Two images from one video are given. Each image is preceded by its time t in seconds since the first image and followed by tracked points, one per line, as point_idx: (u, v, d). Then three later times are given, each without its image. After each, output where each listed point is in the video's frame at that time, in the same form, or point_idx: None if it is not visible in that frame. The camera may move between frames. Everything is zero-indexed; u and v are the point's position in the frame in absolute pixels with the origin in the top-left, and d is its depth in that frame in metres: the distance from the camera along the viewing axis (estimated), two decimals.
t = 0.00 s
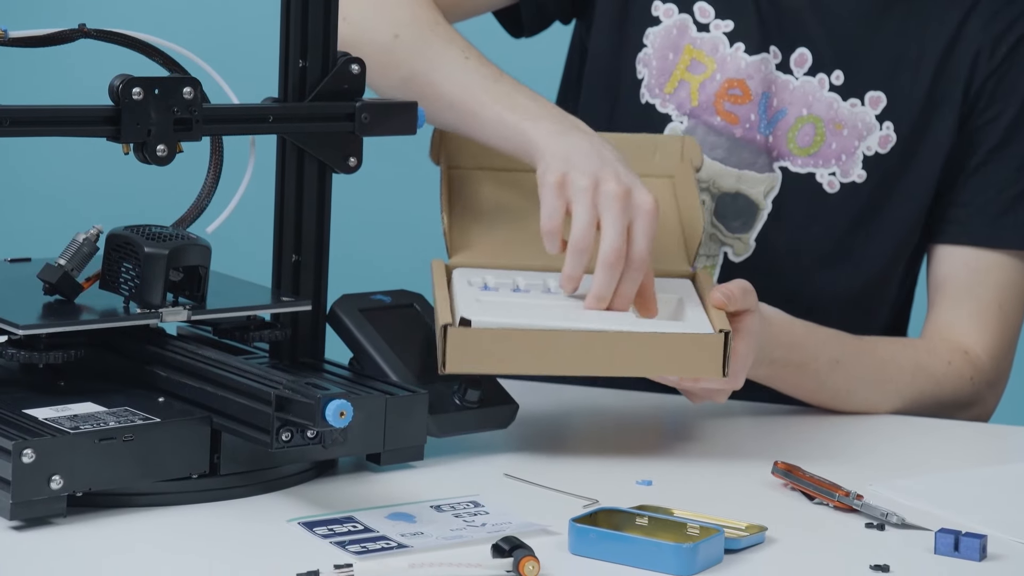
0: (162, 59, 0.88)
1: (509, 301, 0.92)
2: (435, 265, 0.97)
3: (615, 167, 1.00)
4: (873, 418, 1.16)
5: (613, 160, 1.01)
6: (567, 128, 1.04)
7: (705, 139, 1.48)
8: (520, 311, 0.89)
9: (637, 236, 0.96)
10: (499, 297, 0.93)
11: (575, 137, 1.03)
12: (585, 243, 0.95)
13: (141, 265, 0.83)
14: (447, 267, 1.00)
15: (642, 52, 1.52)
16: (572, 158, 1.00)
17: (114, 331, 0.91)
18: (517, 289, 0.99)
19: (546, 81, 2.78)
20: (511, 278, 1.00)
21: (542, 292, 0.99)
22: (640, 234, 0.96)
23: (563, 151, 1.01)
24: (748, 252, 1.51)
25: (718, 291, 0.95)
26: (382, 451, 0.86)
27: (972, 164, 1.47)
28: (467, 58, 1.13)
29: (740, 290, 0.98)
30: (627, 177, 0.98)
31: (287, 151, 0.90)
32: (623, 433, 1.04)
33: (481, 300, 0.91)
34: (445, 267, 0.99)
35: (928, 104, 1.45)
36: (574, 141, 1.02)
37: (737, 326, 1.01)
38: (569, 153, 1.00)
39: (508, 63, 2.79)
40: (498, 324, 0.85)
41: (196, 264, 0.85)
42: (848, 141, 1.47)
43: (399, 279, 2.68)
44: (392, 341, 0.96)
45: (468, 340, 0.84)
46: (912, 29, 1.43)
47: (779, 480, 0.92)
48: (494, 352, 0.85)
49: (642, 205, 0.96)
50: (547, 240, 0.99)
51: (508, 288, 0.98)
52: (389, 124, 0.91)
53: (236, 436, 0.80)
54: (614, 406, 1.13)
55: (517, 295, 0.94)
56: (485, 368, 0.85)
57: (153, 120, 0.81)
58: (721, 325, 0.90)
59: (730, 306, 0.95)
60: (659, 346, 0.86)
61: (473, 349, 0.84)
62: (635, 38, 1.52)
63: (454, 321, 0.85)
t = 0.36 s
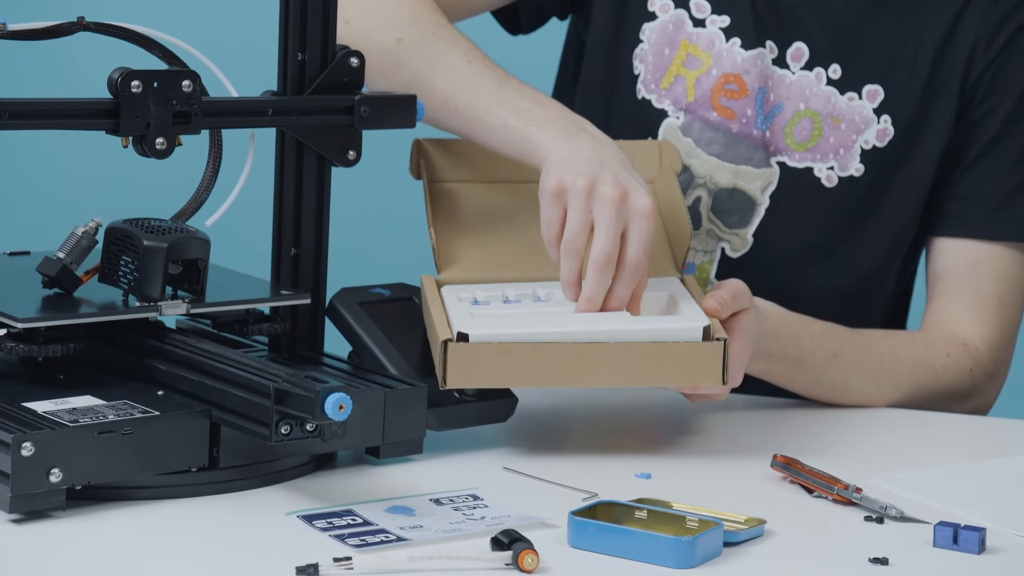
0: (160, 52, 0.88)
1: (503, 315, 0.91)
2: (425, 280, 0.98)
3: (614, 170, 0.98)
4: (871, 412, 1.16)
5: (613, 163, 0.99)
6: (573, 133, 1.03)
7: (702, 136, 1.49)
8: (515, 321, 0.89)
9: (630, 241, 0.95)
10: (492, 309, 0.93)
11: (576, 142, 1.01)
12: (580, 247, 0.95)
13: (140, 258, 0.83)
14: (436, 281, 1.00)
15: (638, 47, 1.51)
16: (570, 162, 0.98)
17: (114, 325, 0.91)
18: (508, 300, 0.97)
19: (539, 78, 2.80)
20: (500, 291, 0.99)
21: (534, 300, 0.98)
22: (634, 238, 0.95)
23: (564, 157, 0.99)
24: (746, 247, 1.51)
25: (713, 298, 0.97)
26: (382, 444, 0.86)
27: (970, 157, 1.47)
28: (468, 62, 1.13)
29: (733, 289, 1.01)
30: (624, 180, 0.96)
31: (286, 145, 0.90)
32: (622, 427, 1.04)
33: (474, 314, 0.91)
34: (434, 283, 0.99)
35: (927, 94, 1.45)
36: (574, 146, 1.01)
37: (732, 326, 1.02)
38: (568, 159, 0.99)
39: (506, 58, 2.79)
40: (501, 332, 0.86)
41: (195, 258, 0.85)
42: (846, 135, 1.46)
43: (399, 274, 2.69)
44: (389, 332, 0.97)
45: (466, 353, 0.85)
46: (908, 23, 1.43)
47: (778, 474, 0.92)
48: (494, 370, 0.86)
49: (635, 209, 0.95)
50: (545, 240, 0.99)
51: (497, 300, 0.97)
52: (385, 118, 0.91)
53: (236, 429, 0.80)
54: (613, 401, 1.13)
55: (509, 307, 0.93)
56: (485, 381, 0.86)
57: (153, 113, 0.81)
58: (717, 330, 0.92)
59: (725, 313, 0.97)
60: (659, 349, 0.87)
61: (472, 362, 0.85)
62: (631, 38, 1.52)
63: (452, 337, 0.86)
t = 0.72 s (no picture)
0: (160, 45, 0.88)
1: (501, 299, 0.91)
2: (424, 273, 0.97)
3: (615, 139, 0.98)
4: (871, 406, 1.16)
5: (613, 133, 0.99)
6: (573, 101, 1.05)
7: (699, 129, 1.49)
8: (513, 304, 0.88)
9: (631, 209, 0.94)
10: (488, 300, 0.91)
11: (577, 112, 1.02)
12: (581, 217, 0.95)
13: (140, 252, 0.83)
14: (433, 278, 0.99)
15: (635, 41, 1.53)
16: (570, 133, 0.98)
17: (114, 319, 0.91)
18: (506, 286, 0.96)
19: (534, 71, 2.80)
20: (497, 276, 0.98)
21: (532, 281, 0.97)
22: (635, 206, 0.94)
23: (564, 127, 1.00)
24: (743, 241, 1.52)
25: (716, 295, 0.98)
26: (381, 438, 0.86)
27: (966, 149, 1.47)
28: (464, 33, 1.14)
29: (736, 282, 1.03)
30: (625, 148, 0.96)
31: (286, 139, 0.90)
32: (621, 421, 1.04)
33: (473, 304, 0.90)
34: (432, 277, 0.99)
35: (924, 86, 1.45)
36: (574, 118, 1.01)
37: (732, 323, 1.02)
38: (568, 131, 0.99)
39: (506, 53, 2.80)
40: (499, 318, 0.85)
41: (195, 251, 0.85)
42: (842, 128, 1.47)
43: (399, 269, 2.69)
44: (388, 326, 0.97)
45: (468, 349, 0.84)
46: (904, 16, 1.44)
47: (777, 467, 0.92)
48: (495, 365, 0.85)
49: (635, 177, 0.95)
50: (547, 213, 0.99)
51: (496, 288, 0.96)
52: (383, 111, 0.91)
53: (235, 422, 0.80)
54: (613, 395, 1.13)
55: (507, 292, 0.93)
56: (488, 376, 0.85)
57: (152, 106, 0.80)
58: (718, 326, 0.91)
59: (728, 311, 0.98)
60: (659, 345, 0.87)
61: (471, 359, 0.85)
62: (628, 31, 1.53)
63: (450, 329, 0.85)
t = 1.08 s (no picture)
0: (159, 39, 0.87)
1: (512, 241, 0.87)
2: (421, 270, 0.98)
3: (608, 61, 0.93)
4: (870, 400, 1.16)
5: (606, 55, 0.95)
6: (562, 32, 1.01)
7: (695, 122, 1.50)
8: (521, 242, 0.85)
9: (634, 129, 0.90)
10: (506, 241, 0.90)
11: (567, 41, 0.98)
12: (587, 147, 0.92)
13: (139, 245, 0.83)
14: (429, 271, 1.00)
15: (631, 35, 1.54)
16: (563, 64, 0.94)
17: (112, 312, 0.91)
18: (520, 229, 0.94)
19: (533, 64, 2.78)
20: (512, 225, 0.97)
21: (547, 221, 0.95)
22: (638, 126, 0.90)
23: (556, 58, 0.96)
24: (740, 234, 1.52)
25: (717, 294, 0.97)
26: (381, 431, 0.86)
27: (963, 141, 1.47)
28: None
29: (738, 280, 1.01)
30: (618, 71, 0.92)
31: (285, 133, 0.90)
32: (621, 415, 1.04)
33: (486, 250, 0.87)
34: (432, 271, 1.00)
35: (920, 76, 1.46)
36: (564, 48, 0.97)
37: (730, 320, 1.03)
38: (560, 64, 0.95)
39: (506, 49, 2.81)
40: (527, 259, 0.78)
41: (194, 245, 0.85)
42: (838, 121, 1.48)
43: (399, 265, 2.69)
44: (387, 319, 0.97)
45: (465, 343, 0.85)
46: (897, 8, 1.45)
47: (776, 461, 0.92)
48: (489, 361, 0.86)
49: (633, 97, 0.91)
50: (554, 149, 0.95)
51: (513, 229, 0.96)
52: (382, 105, 0.91)
53: (234, 416, 0.80)
54: (612, 390, 1.14)
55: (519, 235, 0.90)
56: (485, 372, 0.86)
57: (151, 100, 0.80)
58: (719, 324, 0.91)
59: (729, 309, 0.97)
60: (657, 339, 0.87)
61: (471, 349, 0.85)
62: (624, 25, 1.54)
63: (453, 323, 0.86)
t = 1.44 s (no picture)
0: (157, 34, 0.87)
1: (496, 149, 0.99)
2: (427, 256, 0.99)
3: (615, 8, 1.05)
4: (868, 396, 1.16)
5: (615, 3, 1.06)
6: None
7: (691, 115, 1.51)
8: (506, 154, 0.97)
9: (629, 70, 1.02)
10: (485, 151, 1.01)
11: None
12: (582, 80, 1.03)
13: (137, 241, 0.83)
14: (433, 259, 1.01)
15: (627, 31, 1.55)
16: None
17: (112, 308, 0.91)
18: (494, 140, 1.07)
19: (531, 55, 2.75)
20: (483, 135, 1.10)
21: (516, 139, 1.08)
22: (633, 72, 1.02)
23: None
24: (737, 230, 1.53)
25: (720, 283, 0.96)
26: (380, 427, 0.86)
27: (961, 138, 1.47)
28: None
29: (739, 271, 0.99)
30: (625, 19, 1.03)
31: (284, 127, 0.90)
32: (619, 410, 1.04)
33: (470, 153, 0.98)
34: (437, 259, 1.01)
35: (918, 74, 1.45)
36: None
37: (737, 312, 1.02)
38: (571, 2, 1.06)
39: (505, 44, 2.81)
40: (504, 172, 0.90)
41: (194, 240, 0.85)
42: (836, 117, 1.48)
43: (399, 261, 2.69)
44: (386, 316, 0.97)
45: (471, 322, 0.85)
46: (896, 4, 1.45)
47: (775, 456, 0.92)
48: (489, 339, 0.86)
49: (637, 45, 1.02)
50: (549, 74, 1.06)
51: (484, 143, 1.08)
52: (381, 101, 0.91)
53: (233, 412, 0.80)
54: (610, 385, 1.14)
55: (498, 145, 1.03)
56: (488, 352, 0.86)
57: (150, 95, 0.80)
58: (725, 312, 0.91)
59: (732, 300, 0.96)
60: (660, 335, 0.87)
61: (476, 332, 0.85)
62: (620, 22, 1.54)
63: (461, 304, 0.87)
